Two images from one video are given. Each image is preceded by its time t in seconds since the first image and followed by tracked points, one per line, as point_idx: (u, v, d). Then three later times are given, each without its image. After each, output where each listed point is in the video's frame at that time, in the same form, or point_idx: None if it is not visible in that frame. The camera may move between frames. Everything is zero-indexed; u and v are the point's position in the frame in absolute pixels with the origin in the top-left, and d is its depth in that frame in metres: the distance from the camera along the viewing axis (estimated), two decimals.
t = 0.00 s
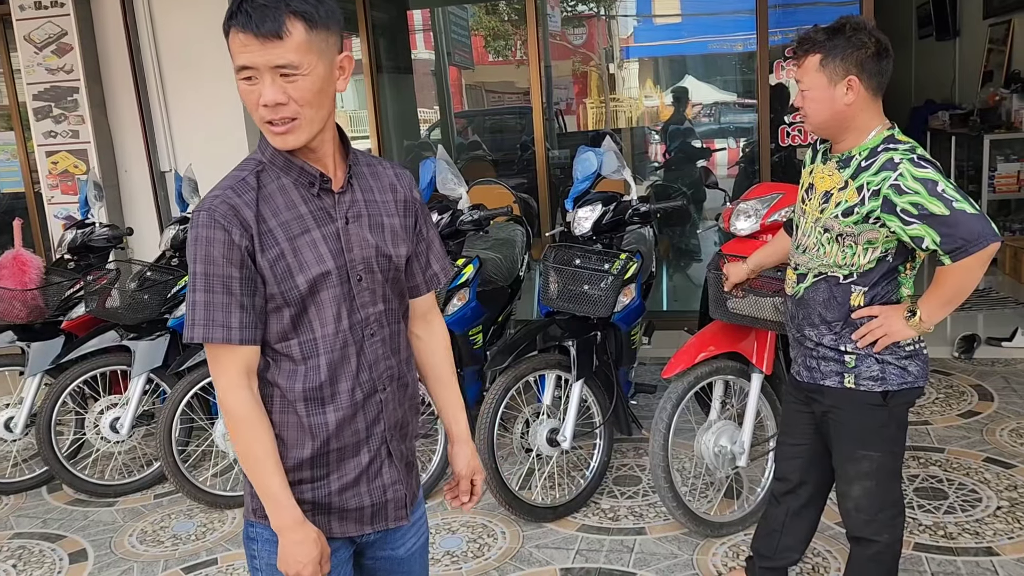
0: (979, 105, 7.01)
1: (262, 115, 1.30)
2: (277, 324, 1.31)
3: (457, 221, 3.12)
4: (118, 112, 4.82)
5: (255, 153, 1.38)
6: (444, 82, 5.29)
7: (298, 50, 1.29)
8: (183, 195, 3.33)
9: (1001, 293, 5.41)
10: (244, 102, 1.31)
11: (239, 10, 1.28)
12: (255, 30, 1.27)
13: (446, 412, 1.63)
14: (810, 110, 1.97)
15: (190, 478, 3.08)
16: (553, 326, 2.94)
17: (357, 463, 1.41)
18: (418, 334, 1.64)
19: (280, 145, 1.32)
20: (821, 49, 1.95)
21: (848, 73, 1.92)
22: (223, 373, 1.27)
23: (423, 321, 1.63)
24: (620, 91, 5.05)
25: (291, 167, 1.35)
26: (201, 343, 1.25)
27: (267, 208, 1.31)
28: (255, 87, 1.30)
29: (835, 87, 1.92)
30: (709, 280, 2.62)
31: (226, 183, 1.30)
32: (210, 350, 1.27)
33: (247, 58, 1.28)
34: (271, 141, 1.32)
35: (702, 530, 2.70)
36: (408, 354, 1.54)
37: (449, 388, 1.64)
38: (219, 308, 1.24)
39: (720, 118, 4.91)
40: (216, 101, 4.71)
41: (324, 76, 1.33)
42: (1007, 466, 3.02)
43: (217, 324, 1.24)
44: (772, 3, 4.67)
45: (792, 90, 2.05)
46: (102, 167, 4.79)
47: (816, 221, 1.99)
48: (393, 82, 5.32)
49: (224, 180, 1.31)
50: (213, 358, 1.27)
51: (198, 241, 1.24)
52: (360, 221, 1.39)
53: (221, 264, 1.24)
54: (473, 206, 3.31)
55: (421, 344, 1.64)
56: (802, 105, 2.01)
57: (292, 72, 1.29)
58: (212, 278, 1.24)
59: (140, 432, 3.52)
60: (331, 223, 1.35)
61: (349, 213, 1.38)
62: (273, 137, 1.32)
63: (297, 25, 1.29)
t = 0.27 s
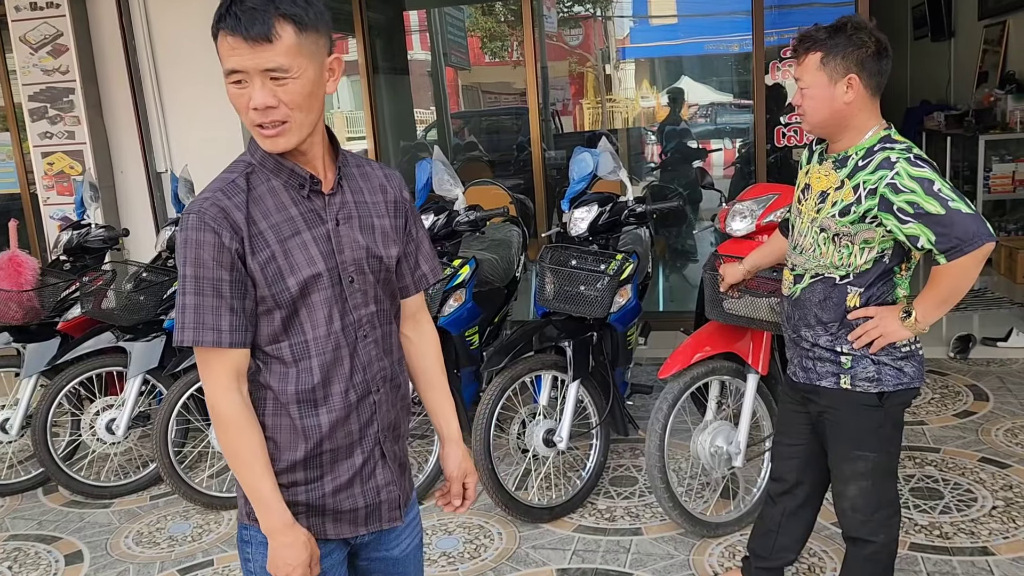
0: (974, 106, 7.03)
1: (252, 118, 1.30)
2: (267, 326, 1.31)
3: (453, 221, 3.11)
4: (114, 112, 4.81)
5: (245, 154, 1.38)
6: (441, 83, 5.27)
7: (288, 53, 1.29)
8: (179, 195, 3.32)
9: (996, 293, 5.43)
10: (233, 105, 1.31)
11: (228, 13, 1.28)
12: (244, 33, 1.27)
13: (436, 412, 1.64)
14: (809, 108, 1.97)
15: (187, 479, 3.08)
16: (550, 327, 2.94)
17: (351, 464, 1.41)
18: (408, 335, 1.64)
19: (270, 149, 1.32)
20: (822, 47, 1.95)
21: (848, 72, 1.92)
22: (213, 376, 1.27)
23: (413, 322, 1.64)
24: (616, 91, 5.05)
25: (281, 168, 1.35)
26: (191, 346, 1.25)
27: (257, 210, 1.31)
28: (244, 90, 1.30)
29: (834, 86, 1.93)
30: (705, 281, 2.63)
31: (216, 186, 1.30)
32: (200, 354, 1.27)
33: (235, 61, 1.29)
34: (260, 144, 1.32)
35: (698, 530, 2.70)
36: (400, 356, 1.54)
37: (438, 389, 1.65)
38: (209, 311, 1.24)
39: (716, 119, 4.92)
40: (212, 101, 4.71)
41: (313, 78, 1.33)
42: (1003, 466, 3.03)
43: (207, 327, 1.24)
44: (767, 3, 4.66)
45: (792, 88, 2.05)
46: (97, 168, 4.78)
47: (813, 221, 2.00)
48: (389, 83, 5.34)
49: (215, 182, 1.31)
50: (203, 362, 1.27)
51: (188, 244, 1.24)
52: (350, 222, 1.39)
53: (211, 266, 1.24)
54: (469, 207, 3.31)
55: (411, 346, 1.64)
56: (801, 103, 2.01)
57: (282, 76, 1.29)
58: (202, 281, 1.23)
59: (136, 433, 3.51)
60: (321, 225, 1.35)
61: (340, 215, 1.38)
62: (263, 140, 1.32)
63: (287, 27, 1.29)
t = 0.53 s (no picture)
0: (969, 108, 7.05)
1: (248, 118, 1.30)
2: (262, 328, 1.31)
3: (449, 223, 3.11)
4: (109, 113, 4.81)
5: (239, 156, 1.37)
6: (437, 85, 5.29)
7: (286, 53, 1.29)
8: (174, 197, 3.32)
9: (991, 295, 5.44)
10: (229, 106, 1.30)
11: (226, 13, 1.28)
12: (242, 33, 1.27)
13: (431, 412, 1.63)
14: (804, 111, 1.98)
15: (183, 482, 3.07)
16: (546, 328, 2.93)
17: (347, 465, 1.41)
18: (401, 336, 1.64)
19: (266, 150, 1.32)
20: (818, 49, 1.94)
21: (844, 74, 1.92)
22: (209, 379, 1.26)
23: (407, 322, 1.64)
24: (613, 93, 5.06)
25: (275, 170, 1.35)
26: (187, 348, 1.25)
27: (251, 212, 1.31)
28: (241, 90, 1.29)
29: (829, 88, 1.93)
30: (701, 283, 2.63)
31: (210, 188, 1.30)
32: (195, 356, 1.26)
33: (233, 61, 1.28)
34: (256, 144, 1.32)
35: (695, 532, 2.71)
36: (394, 356, 1.54)
37: (433, 388, 1.65)
38: (204, 313, 1.23)
39: (712, 121, 4.92)
40: (207, 101, 4.71)
41: (310, 79, 1.33)
42: (998, 467, 3.03)
43: (203, 329, 1.23)
44: (763, 5, 4.67)
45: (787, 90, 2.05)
46: (93, 170, 4.77)
47: (809, 223, 2.00)
48: (386, 85, 5.32)
49: (209, 184, 1.31)
50: (198, 364, 1.26)
51: (183, 246, 1.24)
52: (344, 224, 1.39)
53: (207, 268, 1.24)
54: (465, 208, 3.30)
55: (405, 346, 1.64)
56: (796, 106, 2.02)
57: (279, 76, 1.29)
58: (197, 282, 1.23)
59: (132, 436, 3.50)
60: (316, 227, 1.35)
61: (334, 216, 1.38)
62: (259, 140, 1.31)
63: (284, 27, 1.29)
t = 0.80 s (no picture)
0: (964, 111, 7.08)
1: (257, 114, 1.30)
2: (260, 330, 1.30)
3: (446, 226, 3.13)
4: (105, 115, 4.80)
5: (235, 158, 1.37)
6: (434, 87, 5.30)
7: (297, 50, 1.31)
8: (171, 200, 3.32)
9: (986, 297, 5.46)
10: (236, 103, 1.31)
11: (237, 9, 1.29)
12: (258, 29, 1.28)
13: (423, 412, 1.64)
14: (799, 113, 1.98)
15: (179, 485, 3.07)
16: (542, 331, 2.94)
17: (345, 465, 1.41)
18: (396, 337, 1.64)
19: (272, 147, 1.32)
20: (814, 52, 1.96)
21: (839, 78, 1.93)
22: (207, 381, 1.26)
23: (402, 323, 1.64)
24: (609, 96, 5.07)
25: (272, 171, 1.35)
26: (185, 350, 1.24)
27: (248, 214, 1.31)
28: (251, 87, 1.30)
29: (826, 90, 1.94)
30: (697, 286, 2.63)
31: (206, 190, 1.30)
32: (193, 358, 1.26)
33: (245, 57, 1.29)
34: (263, 142, 1.32)
35: (692, 535, 2.71)
36: (390, 357, 1.55)
37: (426, 389, 1.65)
38: (202, 315, 1.23)
39: (709, 123, 4.92)
40: (204, 103, 4.70)
41: (316, 77, 1.36)
42: (993, 469, 3.04)
43: (201, 331, 1.23)
44: (759, 8, 4.70)
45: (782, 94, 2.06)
46: (89, 172, 4.77)
47: (805, 225, 2.00)
48: (382, 87, 5.33)
49: (206, 186, 1.31)
50: (196, 366, 1.26)
51: (181, 248, 1.23)
52: (341, 225, 1.39)
53: (204, 270, 1.23)
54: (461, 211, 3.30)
55: (400, 347, 1.64)
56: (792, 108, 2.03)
57: (291, 71, 1.31)
58: (195, 284, 1.23)
59: (128, 438, 3.50)
60: (313, 228, 1.35)
61: (330, 218, 1.39)
62: (267, 138, 1.32)
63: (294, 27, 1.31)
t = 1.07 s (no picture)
0: (960, 115, 7.11)
1: (263, 115, 1.31)
2: (264, 330, 1.30)
3: (443, 229, 3.13)
4: (101, 117, 4.80)
5: (233, 160, 1.37)
6: (431, 90, 5.32)
7: (301, 52, 1.32)
8: (167, 203, 3.32)
9: (982, 300, 5.47)
10: (243, 104, 1.31)
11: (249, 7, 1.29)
12: (269, 28, 1.29)
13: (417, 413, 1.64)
14: (799, 114, 1.98)
15: (175, 488, 3.06)
16: (538, 334, 2.92)
17: (348, 464, 1.42)
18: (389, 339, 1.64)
19: (277, 147, 1.33)
20: (816, 54, 1.95)
21: (841, 80, 1.93)
22: (211, 383, 1.25)
23: (396, 325, 1.65)
24: (606, 99, 5.09)
25: (271, 173, 1.35)
26: (190, 352, 1.23)
27: (250, 215, 1.30)
28: (258, 87, 1.30)
29: (826, 92, 1.93)
30: (693, 289, 2.63)
31: (207, 193, 1.29)
32: (196, 360, 1.25)
33: (253, 57, 1.29)
34: (268, 143, 1.33)
35: (688, 537, 2.71)
36: (387, 357, 1.55)
37: (420, 391, 1.65)
38: (207, 316, 1.22)
39: (705, 126, 4.92)
40: (200, 106, 4.70)
41: (319, 79, 1.37)
42: (989, 472, 3.05)
43: (206, 332, 1.22)
44: (756, 12, 4.69)
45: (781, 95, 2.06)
46: (85, 174, 4.76)
47: (801, 228, 2.01)
48: (379, 90, 5.26)
49: (206, 188, 1.31)
50: (200, 368, 1.25)
51: (184, 250, 1.23)
52: (340, 226, 1.40)
53: (208, 271, 1.23)
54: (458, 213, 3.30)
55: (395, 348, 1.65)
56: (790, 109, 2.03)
57: (297, 72, 1.32)
58: (200, 286, 1.22)
59: (124, 441, 3.49)
60: (313, 228, 1.36)
61: (330, 218, 1.39)
62: (272, 138, 1.32)
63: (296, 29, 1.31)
